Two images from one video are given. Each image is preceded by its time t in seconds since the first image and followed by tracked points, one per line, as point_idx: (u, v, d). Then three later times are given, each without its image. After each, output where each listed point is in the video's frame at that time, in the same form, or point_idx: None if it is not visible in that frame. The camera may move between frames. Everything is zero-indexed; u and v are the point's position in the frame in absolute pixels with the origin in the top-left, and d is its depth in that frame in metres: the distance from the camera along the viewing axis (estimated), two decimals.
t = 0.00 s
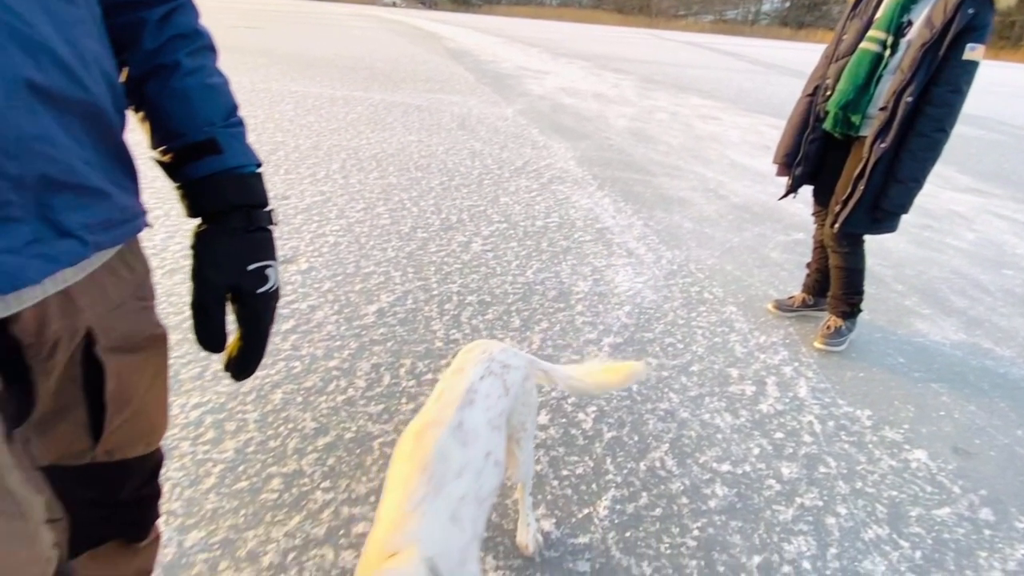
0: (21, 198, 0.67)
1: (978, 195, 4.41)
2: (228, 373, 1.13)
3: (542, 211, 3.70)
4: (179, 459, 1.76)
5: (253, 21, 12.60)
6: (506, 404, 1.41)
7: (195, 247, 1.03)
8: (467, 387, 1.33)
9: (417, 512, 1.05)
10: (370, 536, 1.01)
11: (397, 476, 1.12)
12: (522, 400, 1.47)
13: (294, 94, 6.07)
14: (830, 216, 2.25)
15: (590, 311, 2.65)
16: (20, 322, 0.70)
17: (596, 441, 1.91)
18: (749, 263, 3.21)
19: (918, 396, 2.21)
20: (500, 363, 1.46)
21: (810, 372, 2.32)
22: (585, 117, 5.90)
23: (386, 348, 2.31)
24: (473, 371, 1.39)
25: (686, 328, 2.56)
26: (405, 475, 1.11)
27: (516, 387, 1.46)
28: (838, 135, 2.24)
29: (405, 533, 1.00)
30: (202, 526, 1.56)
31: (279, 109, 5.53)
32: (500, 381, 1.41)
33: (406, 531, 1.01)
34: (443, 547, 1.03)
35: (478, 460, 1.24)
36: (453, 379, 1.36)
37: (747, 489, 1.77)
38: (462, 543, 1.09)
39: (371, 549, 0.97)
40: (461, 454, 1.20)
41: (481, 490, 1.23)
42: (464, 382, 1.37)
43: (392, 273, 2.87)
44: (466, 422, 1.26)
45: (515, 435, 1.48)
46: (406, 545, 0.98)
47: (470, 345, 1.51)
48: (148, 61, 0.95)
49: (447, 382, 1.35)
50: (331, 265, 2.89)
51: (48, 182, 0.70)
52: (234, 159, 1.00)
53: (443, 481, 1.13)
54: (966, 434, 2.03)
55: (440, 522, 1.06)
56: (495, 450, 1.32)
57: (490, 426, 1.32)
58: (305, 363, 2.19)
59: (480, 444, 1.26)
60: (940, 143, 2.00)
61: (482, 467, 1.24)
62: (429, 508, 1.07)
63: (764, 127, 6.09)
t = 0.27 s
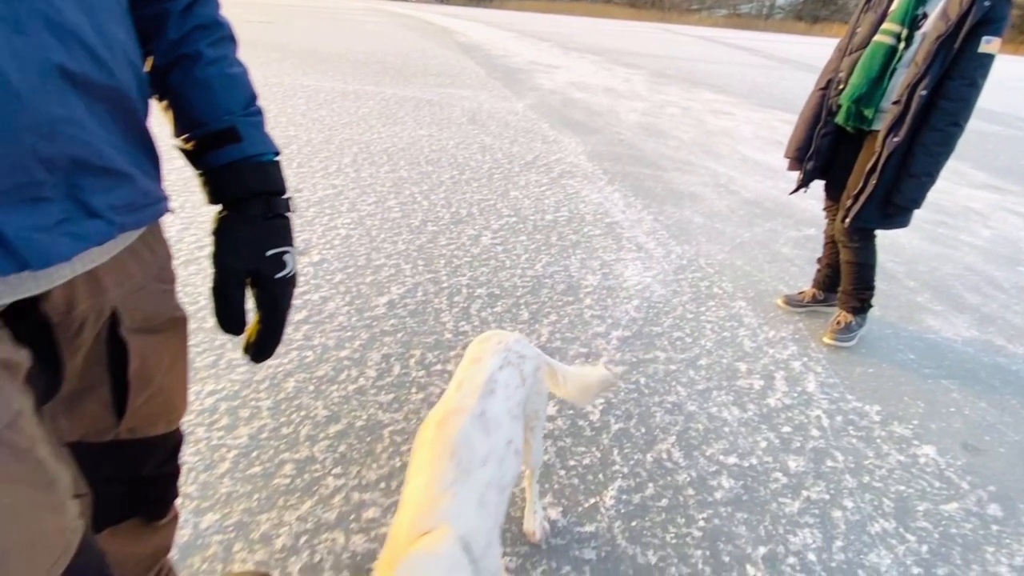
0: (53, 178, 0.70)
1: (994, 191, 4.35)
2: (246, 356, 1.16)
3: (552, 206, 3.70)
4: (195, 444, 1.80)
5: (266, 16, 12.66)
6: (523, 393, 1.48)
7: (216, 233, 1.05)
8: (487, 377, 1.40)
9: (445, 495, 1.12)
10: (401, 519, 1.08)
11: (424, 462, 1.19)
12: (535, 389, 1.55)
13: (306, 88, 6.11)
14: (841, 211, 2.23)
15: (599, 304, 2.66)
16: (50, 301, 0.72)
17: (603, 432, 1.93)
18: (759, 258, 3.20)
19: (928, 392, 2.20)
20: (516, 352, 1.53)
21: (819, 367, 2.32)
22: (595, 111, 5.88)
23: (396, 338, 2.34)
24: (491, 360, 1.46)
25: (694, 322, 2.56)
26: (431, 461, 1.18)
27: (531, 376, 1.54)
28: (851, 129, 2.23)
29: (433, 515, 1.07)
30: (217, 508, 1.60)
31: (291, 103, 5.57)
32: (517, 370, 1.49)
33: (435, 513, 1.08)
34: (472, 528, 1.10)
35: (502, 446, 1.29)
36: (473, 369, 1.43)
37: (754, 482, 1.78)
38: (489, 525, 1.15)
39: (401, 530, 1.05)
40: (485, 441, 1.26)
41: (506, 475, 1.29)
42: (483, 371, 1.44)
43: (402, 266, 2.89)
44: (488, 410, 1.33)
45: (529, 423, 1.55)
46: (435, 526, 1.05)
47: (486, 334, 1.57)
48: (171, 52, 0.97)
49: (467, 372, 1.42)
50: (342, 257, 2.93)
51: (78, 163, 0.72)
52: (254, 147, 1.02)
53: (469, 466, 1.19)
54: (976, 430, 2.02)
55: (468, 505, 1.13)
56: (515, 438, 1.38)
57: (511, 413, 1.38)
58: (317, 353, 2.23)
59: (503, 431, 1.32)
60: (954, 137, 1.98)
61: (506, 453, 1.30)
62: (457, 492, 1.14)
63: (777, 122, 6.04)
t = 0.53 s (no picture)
0: (84, 158, 0.70)
1: (1011, 188, 4.29)
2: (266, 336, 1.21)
3: (561, 200, 3.71)
4: (209, 430, 1.84)
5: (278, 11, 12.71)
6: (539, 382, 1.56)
7: (236, 219, 1.09)
8: (505, 368, 1.47)
9: (468, 478, 1.19)
10: (428, 500, 1.16)
11: (448, 449, 1.27)
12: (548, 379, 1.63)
13: (318, 82, 6.15)
14: (852, 205, 2.22)
15: (607, 298, 2.67)
16: (82, 279, 0.74)
17: (610, 423, 1.94)
18: (769, 253, 3.19)
19: (938, 388, 2.19)
20: (530, 343, 1.61)
21: (827, 361, 2.31)
22: (606, 106, 5.87)
23: (406, 329, 2.37)
24: (509, 351, 1.54)
25: (703, 316, 2.57)
26: (454, 448, 1.26)
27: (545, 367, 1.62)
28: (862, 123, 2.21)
29: (458, 496, 1.15)
30: (231, 492, 1.64)
31: (303, 97, 5.61)
32: (532, 360, 1.56)
33: (459, 494, 1.15)
34: (496, 507, 1.15)
35: (523, 433, 1.35)
36: (491, 362, 1.50)
37: (760, 474, 1.79)
38: (514, 506, 1.20)
39: (432, 510, 1.12)
40: (505, 428, 1.33)
41: (528, 461, 1.34)
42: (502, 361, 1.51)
43: (413, 258, 2.92)
44: (507, 399, 1.39)
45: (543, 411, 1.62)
46: (460, 505, 1.12)
47: (500, 326, 1.66)
48: (194, 41, 0.99)
49: (485, 364, 1.49)
50: (353, 249, 2.96)
51: (106, 145, 0.73)
52: (273, 135, 1.06)
53: (491, 452, 1.26)
54: (985, 426, 2.02)
55: (491, 486, 1.19)
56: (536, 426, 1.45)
57: (530, 402, 1.44)
58: (329, 342, 2.26)
59: (524, 420, 1.38)
60: (967, 131, 1.97)
61: (528, 439, 1.36)
62: (480, 474, 1.20)
63: (790, 117, 5.98)
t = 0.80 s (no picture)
0: (114, 139, 0.73)
1: None
2: (285, 317, 1.25)
3: (571, 193, 3.72)
4: (224, 415, 1.88)
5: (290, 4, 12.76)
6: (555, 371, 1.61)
7: (256, 204, 1.13)
8: (522, 359, 1.53)
9: (489, 464, 1.29)
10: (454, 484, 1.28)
11: (469, 438, 1.37)
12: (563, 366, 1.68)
13: (329, 75, 6.18)
14: (863, 199, 2.21)
15: (616, 291, 2.68)
16: (110, 259, 0.77)
17: (617, 414, 1.96)
18: (779, 248, 3.18)
19: (948, 384, 2.19)
20: (544, 334, 1.66)
21: (836, 356, 2.32)
22: (617, 100, 5.85)
23: (416, 319, 2.40)
24: (523, 342, 1.60)
25: (712, 310, 2.57)
26: (475, 437, 1.36)
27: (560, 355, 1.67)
28: (875, 116, 2.20)
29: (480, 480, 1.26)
30: (246, 475, 1.67)
31: (315, 91, 5.65)
32: (547, 350, 1.62)
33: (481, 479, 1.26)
34: (516, 490, 1.25)
35: (541, 420, 1.42)
36: (507, 352, 1.56)
37: (767, 465, 1.80)
38: (534, 489, 1.30)
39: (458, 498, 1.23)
40: (524, 416, 1.40)
41: (548, 446, 1.42)
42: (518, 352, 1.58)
43: (423, 250, 2.95)
44: (525, 389, 1.46)
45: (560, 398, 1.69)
46: (482, 488, 1.24)
47: (513, 317, 1.71)
48: (217, 31, 1.02)
49: (503, 356, 1.55)
50: (365, 241, 2.99)
51: (134, 128, 0.75)
52: (291, 123, 1.09)
53: (510, 439, 1.35)
54: (994, 422, 2.02)
55: (511, 470, 1.29)
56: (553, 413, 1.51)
57: (548, 390, 1.51)
58: (341, 331, 2.29)
59: (542, 408, 1.45)
60: (982, 124, 1.97)
61: (546, 426, 1.43)
62: (501, 460, 1.30)
63: (802, 112, 5.93)
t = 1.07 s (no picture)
0: (143, 122, 0.74)
1: None
2: (302, 301, 1.28)
3: (580, 187, 3.73)
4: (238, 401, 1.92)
5: None
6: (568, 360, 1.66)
7: (275, 190, 1.16)
8: (538, 348, 1.59)
9: (510, 448, 1.36)
10: (477, 466, 1.35)
11: (490, 423, 1.43)
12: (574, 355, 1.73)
13: (340, 68, 6.20)
14: (874, 193, 2.20)
15: (624, 284, 2.69)
16: (137, 240, 0.79)
17: (624, 405, 1.98)
18: (789, 243, 3.18)
19: (957, 379, 2.19)
20: (556, 324, 1.70)
21: (845, 350, 2.32)
22: (627, 95, 5.83)
23: (426, 310, 2.43)
24: (539, 332, 1.64)
25: (720, 304, 2.58)
26: (494, 422, 1.43)
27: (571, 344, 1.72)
28: (886, 110, 2.19)
29: (502, 463, 1.33)
30: (259, 459, 1.71)
31: (326, 85, 5.68)
32: (561, 340, 1.66)
33: (503, 461, 1.33)
34: (535, 472, 1.32)
35: (557, 407, 1.49)
36: (523, 342, 1.62)
37: (773, 457, 1.82)
38: (552, 472, 1.37)
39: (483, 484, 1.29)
40: (541, 404, 1.46)
41: (564, 433, 1.48)
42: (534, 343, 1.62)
43: (433, 243, 2.98)
44: (541, 377, 1.52)
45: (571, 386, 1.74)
46: (504, 470, 1.30)
47: (525, 309, 1.74)
48: (239, 20, 1.05)
49: (519, 346, 1.60)
50: (375, 233, 3.02)
51: (162, 112, 0.77)
52: (309, 111, 1.12)
53: (529, 425, 1.41)
54: (1003, 418, 2.02)
55: (530, 454, 1.36)
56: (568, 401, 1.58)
57: (562, 379, 1.56)
58: (352, 321, 2.33)
59: (559, 398, 1.51)
60: (994, 118, 1.96)
61: (563, 413, 1.49)
62: (521, 444, 1.37)
63: (815, 107, 5.89)
